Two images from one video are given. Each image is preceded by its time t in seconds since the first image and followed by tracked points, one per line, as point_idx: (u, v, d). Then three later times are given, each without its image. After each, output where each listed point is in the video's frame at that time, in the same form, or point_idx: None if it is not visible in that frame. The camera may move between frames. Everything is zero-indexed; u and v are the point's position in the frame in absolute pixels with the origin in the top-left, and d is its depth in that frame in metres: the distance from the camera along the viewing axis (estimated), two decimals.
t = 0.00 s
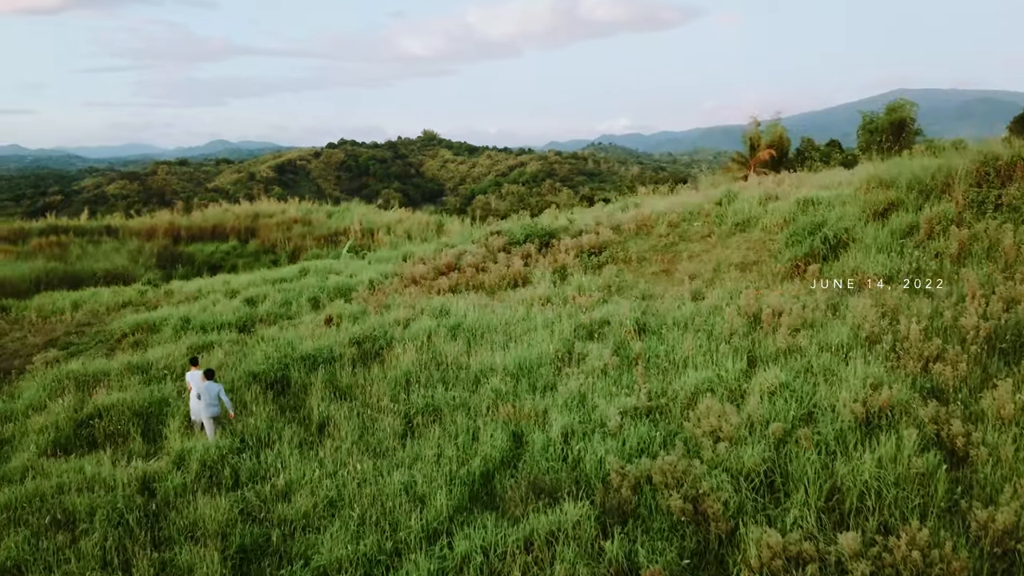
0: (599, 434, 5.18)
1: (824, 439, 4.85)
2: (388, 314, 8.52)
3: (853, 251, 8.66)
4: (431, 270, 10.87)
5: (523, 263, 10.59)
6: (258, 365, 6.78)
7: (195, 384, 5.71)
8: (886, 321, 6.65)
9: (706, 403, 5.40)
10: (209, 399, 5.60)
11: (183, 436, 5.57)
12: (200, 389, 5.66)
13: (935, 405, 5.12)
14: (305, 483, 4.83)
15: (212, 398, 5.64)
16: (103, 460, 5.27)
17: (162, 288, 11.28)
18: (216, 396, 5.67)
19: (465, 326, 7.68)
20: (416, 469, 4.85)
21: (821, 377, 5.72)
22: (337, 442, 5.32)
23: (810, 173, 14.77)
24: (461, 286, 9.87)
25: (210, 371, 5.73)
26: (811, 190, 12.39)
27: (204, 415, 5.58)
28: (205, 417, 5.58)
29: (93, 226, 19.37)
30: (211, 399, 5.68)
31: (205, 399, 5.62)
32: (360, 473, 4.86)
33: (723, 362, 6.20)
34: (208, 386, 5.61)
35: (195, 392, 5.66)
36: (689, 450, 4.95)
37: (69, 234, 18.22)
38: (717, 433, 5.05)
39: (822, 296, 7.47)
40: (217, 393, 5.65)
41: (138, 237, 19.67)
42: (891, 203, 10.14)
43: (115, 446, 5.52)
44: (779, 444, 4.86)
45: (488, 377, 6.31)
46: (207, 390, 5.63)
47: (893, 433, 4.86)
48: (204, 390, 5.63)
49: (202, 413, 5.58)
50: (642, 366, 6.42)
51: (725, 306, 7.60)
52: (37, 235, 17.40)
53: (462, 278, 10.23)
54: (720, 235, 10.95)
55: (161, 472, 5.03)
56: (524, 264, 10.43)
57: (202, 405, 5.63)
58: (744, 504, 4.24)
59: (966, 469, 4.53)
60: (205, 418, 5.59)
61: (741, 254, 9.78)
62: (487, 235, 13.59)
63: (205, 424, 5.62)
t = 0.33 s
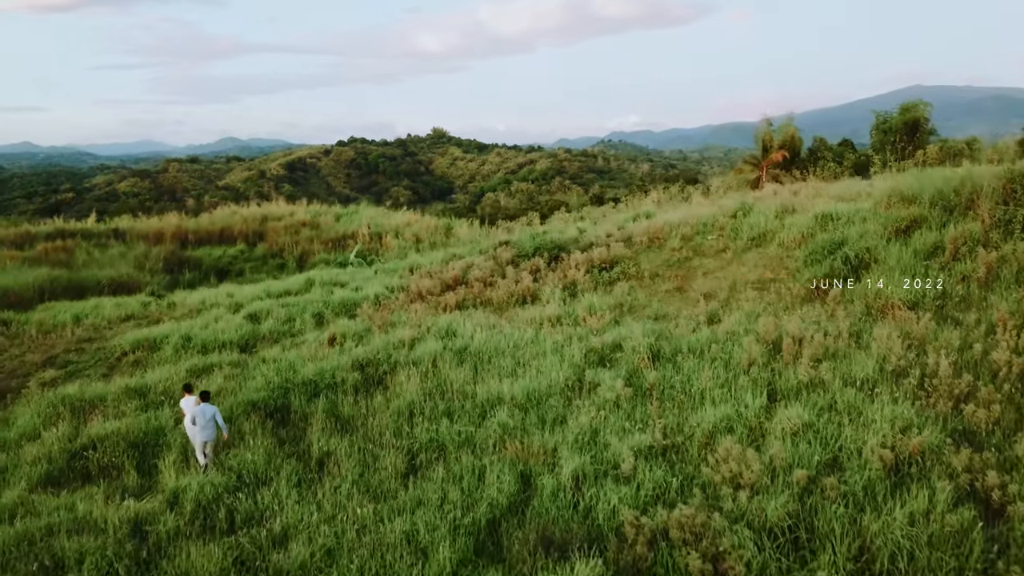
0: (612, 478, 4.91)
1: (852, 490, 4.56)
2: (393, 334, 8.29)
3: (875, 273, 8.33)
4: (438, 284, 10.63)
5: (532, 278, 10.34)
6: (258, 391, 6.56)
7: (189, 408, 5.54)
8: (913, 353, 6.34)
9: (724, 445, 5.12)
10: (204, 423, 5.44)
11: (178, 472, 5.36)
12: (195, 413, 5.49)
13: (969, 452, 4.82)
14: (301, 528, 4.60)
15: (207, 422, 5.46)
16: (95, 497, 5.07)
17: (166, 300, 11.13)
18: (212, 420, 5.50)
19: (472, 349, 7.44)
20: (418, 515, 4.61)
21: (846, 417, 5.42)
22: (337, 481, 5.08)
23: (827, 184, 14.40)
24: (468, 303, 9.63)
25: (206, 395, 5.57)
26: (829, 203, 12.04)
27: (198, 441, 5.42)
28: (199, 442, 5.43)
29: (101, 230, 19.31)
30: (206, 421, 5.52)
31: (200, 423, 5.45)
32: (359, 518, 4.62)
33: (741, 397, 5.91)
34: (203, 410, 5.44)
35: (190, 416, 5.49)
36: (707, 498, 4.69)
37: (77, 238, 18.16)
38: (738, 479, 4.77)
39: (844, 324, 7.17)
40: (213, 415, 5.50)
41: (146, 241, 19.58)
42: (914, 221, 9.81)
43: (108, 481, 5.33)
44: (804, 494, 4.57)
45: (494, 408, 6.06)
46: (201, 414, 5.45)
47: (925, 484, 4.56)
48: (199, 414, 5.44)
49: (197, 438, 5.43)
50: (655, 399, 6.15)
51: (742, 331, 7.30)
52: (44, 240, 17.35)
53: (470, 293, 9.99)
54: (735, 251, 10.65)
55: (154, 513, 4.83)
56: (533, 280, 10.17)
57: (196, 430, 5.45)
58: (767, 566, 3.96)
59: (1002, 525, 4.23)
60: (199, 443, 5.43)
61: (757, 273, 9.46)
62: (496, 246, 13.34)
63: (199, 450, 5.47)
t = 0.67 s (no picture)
0: (624, 534, 4.65)
1: (880, 555, 4.28)
2: (396, 358, 8.05)
3: (897, 302, 8.02)
4: (444, 302, 10.39)
5: (540, 298, 10.08)
6: (256, 425, 6.34)
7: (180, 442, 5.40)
8: (939, 395, 6.05)
9: (743, 497, 4.84)
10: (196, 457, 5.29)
11: (171, 516, 5.14)
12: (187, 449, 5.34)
13: (1003, 512, 4.53)
14: None
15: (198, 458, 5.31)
16: (84, 545, 4.86)
17: (167, 315, 10.94)
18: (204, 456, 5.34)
19: (478, 379, 7.19)
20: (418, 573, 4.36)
21: (871, 468, 5.13)
22: (334, 530, 4.84)
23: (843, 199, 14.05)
24: (474, 325, 9.38)
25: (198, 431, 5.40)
26: (846, 221, 11.70)
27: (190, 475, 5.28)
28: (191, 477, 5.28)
29: (106, 236, 19.20)
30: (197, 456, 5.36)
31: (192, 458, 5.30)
32: None
33: (760, 441, 5.63)
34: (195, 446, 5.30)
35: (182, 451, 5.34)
36: (725, 559, 4.42)
37: (82, 245, 18.05)
38: (758, 539, 4.50)
39: (865, 359, 6.87)
40: (205, 450, 5.35)
41: (151, 246, 19.45)
42: (935, 243, 9.47)
43: (98, 525, 5.12)
44: (829, 559, 4.30)
45: (500, 448, 5.81)
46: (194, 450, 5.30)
47: (958, 549, 4.27)
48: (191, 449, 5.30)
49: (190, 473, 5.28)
50: (669, 440, 5.88)
51: (759, 364, 7.02)
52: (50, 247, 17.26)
53: (476, 314, 9.74)
54: (749, 271, 10.34)
55: (144, 565, 4.61)
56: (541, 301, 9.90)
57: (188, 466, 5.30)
58: None
59: None
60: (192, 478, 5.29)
61: (773, 296, 9.15)
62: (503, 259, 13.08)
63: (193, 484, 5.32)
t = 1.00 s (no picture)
0: None
1: None
2: (399, 386, 7.82)
3: (919, 336, 7.72)
4: (449, 323, 10.15)
5: (547, 320, 9.83)
6: (254, 463, 6.10)
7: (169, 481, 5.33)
8: (968, 444, 5.75)
9: (762, 559, 4.58)
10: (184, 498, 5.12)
11: (162, 566, 4.90)
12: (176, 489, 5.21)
13: None
14: None
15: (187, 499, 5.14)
16: None
17: (168, 332, 10.76)
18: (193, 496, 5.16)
19: (483, 413, 6.94)
20: None
21: (899, 529, 4.85)
22: None
23: (859, 215, 13.72)
24: (480, 350, 9.13)
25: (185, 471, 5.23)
26: (863, 241, 11.37)
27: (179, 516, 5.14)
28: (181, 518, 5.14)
29: (111, 242, 19.09)
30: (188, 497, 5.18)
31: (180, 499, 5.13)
32: None
33: (780, 492, 5.35)
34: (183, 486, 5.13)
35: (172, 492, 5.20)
36: None
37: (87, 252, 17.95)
38: None
39: (889, 399, 6.57)
40: (194, 492, 5.15)
41: (156, 253, 19.33)
42: (958, 270, 9.15)
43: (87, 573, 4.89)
44: None
45: (505, 494, 5.56)
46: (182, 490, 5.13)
47: None
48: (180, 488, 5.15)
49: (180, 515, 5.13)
50: (683, 488, 5.60)
51: (776, 402, 6.74)
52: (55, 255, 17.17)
53: (482, 336, 9.51)
54: (764, 294, 10.04)
55: None
56: (549, 324, 9.65)
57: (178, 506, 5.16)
58: None
59: None
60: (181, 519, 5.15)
61: (790, 324, 8.84)
62: (510, 275, 12.83)
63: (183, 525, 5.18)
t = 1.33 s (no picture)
0: None
1: None
2: (401, 416, 7.58)
3: (942, 374, 7.41)
4: (455, 345, 9.91)
5: (555, 344, 9.57)
6: (251, 506, 5.88)
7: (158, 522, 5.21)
8: (998, 499, 5.45)
9: None
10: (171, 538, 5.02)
11: None
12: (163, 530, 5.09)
13: None
14: None
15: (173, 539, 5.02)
16: None
17: (170, 349, 10.57)
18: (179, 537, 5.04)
19: (488, 451, 6.70)
20: None
21: None
22: None
23: (874, 233, 13.39)
24: (486, 377, 8.88)
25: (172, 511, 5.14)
26: (881, 262, 11.03)
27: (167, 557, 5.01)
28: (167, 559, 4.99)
29: (117, 249, 18.98)
30: (175, 538, 5.07)
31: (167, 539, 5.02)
32: None
33: (800, 549, 5.06)
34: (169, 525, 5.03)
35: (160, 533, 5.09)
36: None
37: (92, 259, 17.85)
38: None
39: (913, 445, 6.27)
40: (180, 532, 5.02)
41: (161, 259, 19.19)
42: (982, 298, 8.81)
43: None
44: None
45: (510, 546, 5.31)
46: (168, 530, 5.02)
47: None
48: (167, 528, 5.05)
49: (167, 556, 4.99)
50: (698, 541, 5.32)
51: (795, 445, 6.45)
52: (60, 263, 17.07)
53: (488, 362, 9.25)
54: (779, 320, 9.74)
55: None
56: (557, 349, 9.39)
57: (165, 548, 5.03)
58: None
59: None
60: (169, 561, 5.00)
61: (807, 353, 8.53)
62: (517, 292, 12.56)
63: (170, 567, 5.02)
